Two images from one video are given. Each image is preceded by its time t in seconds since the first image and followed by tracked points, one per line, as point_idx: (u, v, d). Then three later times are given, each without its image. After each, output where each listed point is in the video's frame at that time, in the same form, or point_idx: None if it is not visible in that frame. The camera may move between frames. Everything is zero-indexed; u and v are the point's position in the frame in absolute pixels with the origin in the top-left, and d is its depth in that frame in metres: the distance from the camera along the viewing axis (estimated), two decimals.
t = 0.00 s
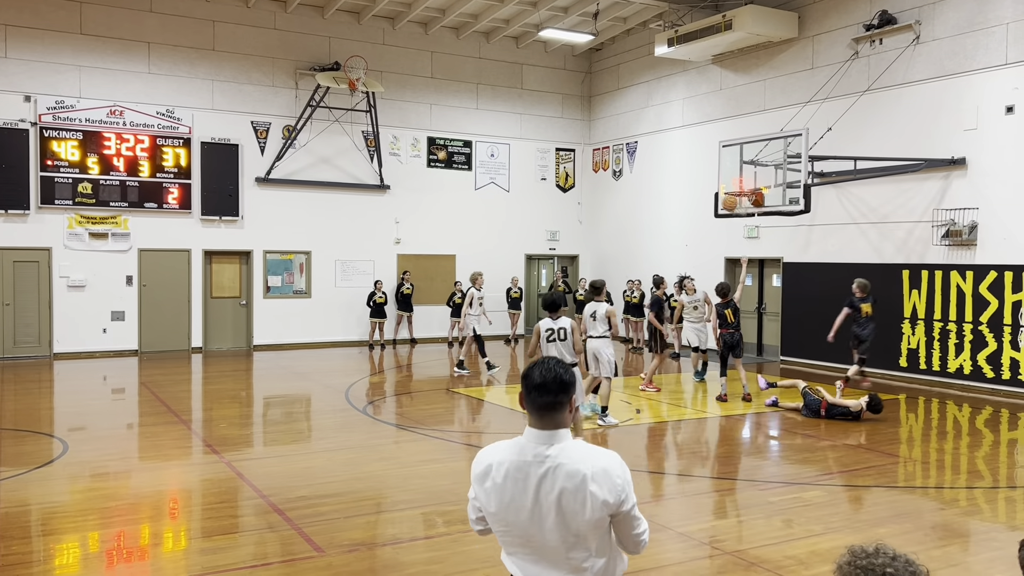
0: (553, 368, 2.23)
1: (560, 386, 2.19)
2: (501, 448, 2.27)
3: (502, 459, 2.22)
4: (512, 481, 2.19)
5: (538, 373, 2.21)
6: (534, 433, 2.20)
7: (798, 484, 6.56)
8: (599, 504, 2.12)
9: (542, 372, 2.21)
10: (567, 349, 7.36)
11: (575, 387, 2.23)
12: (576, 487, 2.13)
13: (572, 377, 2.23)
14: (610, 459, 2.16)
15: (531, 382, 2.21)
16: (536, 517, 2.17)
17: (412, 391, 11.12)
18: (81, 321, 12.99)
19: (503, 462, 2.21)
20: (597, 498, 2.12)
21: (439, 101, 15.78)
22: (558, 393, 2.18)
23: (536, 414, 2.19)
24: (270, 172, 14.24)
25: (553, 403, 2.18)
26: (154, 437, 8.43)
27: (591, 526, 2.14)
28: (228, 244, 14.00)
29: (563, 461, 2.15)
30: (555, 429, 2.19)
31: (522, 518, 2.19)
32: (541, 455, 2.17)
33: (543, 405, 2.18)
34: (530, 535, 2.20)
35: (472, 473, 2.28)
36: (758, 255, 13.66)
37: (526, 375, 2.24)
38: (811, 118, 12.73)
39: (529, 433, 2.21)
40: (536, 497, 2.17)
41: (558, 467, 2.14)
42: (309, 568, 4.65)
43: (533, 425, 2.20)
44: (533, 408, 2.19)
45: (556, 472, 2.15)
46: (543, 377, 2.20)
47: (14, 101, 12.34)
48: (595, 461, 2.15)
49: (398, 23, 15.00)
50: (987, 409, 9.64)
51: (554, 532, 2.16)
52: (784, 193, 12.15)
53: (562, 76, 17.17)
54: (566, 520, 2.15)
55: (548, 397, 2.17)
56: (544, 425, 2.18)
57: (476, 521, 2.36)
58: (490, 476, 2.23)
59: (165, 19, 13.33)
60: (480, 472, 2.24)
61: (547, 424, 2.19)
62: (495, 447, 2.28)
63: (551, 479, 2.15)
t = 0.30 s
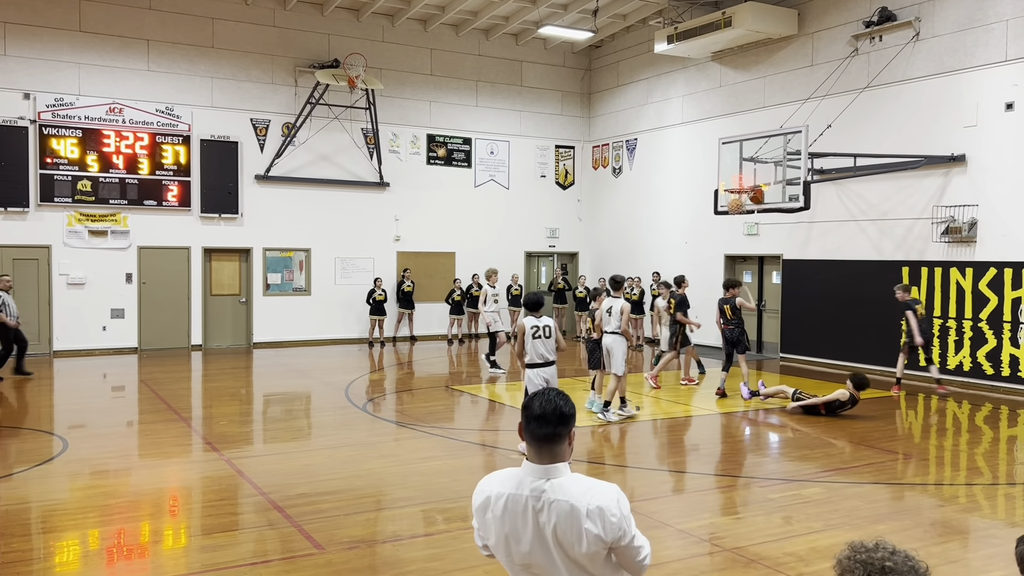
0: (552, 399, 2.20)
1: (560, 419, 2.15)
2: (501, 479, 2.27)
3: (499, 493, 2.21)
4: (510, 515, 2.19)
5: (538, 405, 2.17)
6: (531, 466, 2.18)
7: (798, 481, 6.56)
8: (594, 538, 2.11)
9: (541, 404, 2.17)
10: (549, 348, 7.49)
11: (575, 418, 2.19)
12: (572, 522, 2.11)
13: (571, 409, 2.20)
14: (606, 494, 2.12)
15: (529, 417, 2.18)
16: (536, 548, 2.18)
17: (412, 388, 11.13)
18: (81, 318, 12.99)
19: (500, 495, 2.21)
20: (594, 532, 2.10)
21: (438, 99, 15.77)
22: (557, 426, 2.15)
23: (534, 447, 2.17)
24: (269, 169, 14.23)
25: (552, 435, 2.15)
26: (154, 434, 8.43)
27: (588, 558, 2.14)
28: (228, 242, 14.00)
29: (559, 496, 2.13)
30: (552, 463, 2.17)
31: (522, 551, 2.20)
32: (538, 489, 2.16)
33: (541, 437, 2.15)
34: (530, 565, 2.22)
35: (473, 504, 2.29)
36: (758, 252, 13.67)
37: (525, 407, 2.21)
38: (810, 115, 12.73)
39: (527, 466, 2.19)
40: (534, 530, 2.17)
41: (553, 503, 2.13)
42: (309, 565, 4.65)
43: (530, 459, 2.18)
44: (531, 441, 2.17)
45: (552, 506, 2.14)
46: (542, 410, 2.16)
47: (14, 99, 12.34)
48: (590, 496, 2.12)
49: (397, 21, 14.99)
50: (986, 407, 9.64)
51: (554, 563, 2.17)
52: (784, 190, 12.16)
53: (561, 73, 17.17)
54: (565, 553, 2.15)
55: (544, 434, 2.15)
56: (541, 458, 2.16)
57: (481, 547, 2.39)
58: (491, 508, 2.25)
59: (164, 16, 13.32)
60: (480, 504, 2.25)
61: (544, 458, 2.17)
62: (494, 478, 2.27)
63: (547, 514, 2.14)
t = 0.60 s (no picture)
0: (575, 354, 2.27)
1: (580, 372, 2.23)
2: (522, 430, 2.34)
3: (520, 438, 2.28)
4: (527, 459, 2.25)
5: (559, 360, 2.25)
6: (552, 414, 2.25)
7: (797, 479, 6.56)
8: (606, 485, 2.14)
9: (563, 359, 2.25)
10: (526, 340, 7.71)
11: (593, 375, 2.28)
12: (587, 468, 2.16)
13: (591, 366, 2.28)
14: (622, 445, 2.17)
15: (553, 365, 2.26)
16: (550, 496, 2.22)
17: (412, 386, 11.13)
18: (80, 317, 12.99)
19: (520, 441, 2.27)
20: (607, 479, 2.14)
21: (437, 97, 15.77)
22: (578, 379, 2.23)
23: (555, 396, 2.23)
24: (268, 168, 14.23)
25: (574, 389, 2.23)
26: (154, 433, 8.42)
27: (600, 508, 2.16)
28: (228, 241, 14.01)
29: (578, 442, 2.18)
30: (572, 412, 2.23)
31: (536, 497, 2.24)
32: (557, 435, 2.22)
33: (563, 388, 2.23)
34: (541, 513, 2.24)
35: (494, 453, 2.36)
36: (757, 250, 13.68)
37: (548, 362, 2.29)
38: (809, 113, 12.73)
39: (548, 415, 2.26)
40: (549, 476, 2.22)
41: (570, 448, 2.18)
42: (309, 564, 4.65)
43: (551, 407, 2.25)
44: (552, 391, 2.24)
45: (569, 452, 2.19)
46: (564, 363, 2.24)
47: (13, 98, 12.33)
48: (606, 445, 2.16)
49: (396, 19, 14.99)
50: (985, 405, 9.64)
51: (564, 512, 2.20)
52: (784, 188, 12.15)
53: (561, 72, 17.17)
54: (577, 501, 2.18)
55: (565, 383, 2.22)
56: (561, 406, 2.23)
57: (494, 505, 2.41)
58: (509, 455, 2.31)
59: (164, 15, 13.31)
60: (501, 450, 2.31)
61: (565, 407, 2.24)
62: (516, 429, 2.34)
63: (565, 459, 2.19)
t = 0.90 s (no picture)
0: (608, 338, 2.41)
1: (611, 351, 2.36)
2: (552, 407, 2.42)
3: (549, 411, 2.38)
4: (552, 428, 2.32)
5: (592, 340, 2.38)
6: (584, 388, 2.35)
7: (796, 478, 6.56)
8: (627, 452, 2.23)
9: (596, 339, 2.38)
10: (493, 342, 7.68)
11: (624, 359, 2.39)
12: (617, 433, 2.24)
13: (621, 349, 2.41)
14: (649, 418, 2.28)
15: (587, 344, 2.39)
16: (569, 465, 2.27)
17: (411, 386, 11.13)
18: (79, 317, 12.97)
19: (548, 413, 2.37)
20: (628, 446, 2.23)
21: (436, 97, 15.77)
22: (610, 358, 2.36)
23: (586, 370, 2.35)
24: (267, 168, 14.22)
25: (605, 365, 2.34)
26: (153, 433, 8.42)
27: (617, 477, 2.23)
28: (226, 241, 14.00)
29: (608, 410, 2.27)
30: (602, 387, 2.34)
31: (556, 464, 2.30)
32: (589, 405, 2.31)
33: (594, 364, 2.35)
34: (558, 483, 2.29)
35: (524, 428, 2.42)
36: (755, 249, 13.69)
37: (580, 343, 2.42)
38: (808, 112, 12.74)
39: (579, 390, 2.36)
40: (578, 443, 2.27)
41: (601, 414, 2.27)
42: (308, 564, 4.65)
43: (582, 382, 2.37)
44: (584, 366, 2.36)
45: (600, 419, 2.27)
46: (598, 344, 2.37)
47: (11, 98, 12.31)
48: (634, 415, 2.27)
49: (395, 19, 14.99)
50: (984, 403, 9.66)
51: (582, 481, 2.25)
52: (782, 187, 12.15)
53: (560, 71, 17.17)
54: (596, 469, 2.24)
55: (598, 357, 2.34)
56: (593, 379, 2.34)
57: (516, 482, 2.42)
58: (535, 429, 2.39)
59: (162, 15, 13.30)
60: (531, 422, 2.37)
61: (596, 382, 2.35)
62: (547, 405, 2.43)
63: (595, 426, 2.26)
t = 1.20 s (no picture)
0: (612, 326, 2.55)
1: (613, 337, 2.50)
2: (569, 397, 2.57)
3: (566, 400, 2.53)
4: (570, 415, 2.46)
5: (596, 328, 2.52)
6: (593, 375, 2.49)
7: (794, 477, 6.57)
8: (637, 429, 2.35)
9: (600, 327, 2.53)
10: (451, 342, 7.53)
11: (630, 345, 2.54)
12: (624, 409, 2.38)
13: (626, 335, 2.54)
14: (653, 395, 2.42)
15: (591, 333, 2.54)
16: (586, 447, 2.40)
17: (409, 387, 11.13)
18: (76, 319, 12.96)
19: (565, 402, 2.51)
20: (638, 424, 2.36)
21: (433, 97, 15.77)
22: (612, 344, 2.49)
23: (593, 358, 2.50)
24: (265, 169, 14.22)
25: (608, 351, 2.49)
26: (151, 434, 8.41)
27: (631, 453, 2.35)
28: (224, 242, 13.99)
29: (616, 391, 2.41)
30: (609, 371, 2.48)
31: (575, 448, 2.42)
32: (599, 389, 2.45)
33: (599, 352, 2.49)
34: (578, 465, 2.42)
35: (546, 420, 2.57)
36: (753, 249, 13.70)
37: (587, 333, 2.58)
38: (806, 112, 12.76)
39: (589, 377, 2.51)
40: (592, 424, 2.41)
41: (609, 395, 2.41)
42: (306, 565, 4.64)
43: (592, 370, 2.51)
44: (590, 354, 2.51)
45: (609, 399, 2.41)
46: (600, 331, 2.52)
47: (8, 99, 12.29)
48: (639, 394, 2.41)
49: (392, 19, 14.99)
50: (982, 402, 9.68)
51: (598, 460, 2.37)
52: (779, 187, 12.17)
53: (557, 71, 17.18)
54: (609, 449, 2.36)
55: (602, 344, 2.49)
56: (600, 366, 2.49)
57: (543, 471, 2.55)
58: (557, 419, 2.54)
59: (159, 16, 13.29)
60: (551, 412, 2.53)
61: (602, 368, 2.49)
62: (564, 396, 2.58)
63: (605, 404, 2.40)
